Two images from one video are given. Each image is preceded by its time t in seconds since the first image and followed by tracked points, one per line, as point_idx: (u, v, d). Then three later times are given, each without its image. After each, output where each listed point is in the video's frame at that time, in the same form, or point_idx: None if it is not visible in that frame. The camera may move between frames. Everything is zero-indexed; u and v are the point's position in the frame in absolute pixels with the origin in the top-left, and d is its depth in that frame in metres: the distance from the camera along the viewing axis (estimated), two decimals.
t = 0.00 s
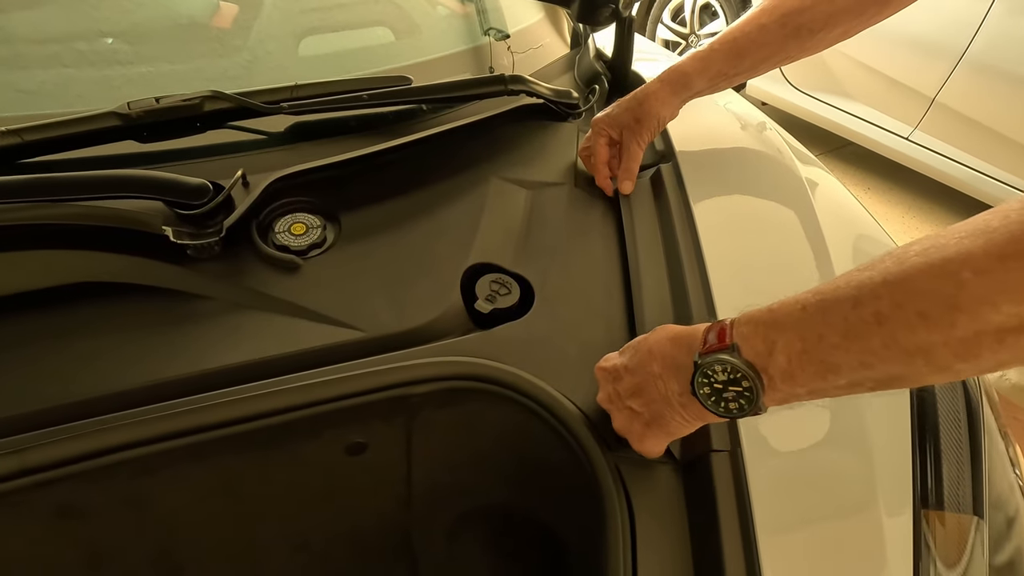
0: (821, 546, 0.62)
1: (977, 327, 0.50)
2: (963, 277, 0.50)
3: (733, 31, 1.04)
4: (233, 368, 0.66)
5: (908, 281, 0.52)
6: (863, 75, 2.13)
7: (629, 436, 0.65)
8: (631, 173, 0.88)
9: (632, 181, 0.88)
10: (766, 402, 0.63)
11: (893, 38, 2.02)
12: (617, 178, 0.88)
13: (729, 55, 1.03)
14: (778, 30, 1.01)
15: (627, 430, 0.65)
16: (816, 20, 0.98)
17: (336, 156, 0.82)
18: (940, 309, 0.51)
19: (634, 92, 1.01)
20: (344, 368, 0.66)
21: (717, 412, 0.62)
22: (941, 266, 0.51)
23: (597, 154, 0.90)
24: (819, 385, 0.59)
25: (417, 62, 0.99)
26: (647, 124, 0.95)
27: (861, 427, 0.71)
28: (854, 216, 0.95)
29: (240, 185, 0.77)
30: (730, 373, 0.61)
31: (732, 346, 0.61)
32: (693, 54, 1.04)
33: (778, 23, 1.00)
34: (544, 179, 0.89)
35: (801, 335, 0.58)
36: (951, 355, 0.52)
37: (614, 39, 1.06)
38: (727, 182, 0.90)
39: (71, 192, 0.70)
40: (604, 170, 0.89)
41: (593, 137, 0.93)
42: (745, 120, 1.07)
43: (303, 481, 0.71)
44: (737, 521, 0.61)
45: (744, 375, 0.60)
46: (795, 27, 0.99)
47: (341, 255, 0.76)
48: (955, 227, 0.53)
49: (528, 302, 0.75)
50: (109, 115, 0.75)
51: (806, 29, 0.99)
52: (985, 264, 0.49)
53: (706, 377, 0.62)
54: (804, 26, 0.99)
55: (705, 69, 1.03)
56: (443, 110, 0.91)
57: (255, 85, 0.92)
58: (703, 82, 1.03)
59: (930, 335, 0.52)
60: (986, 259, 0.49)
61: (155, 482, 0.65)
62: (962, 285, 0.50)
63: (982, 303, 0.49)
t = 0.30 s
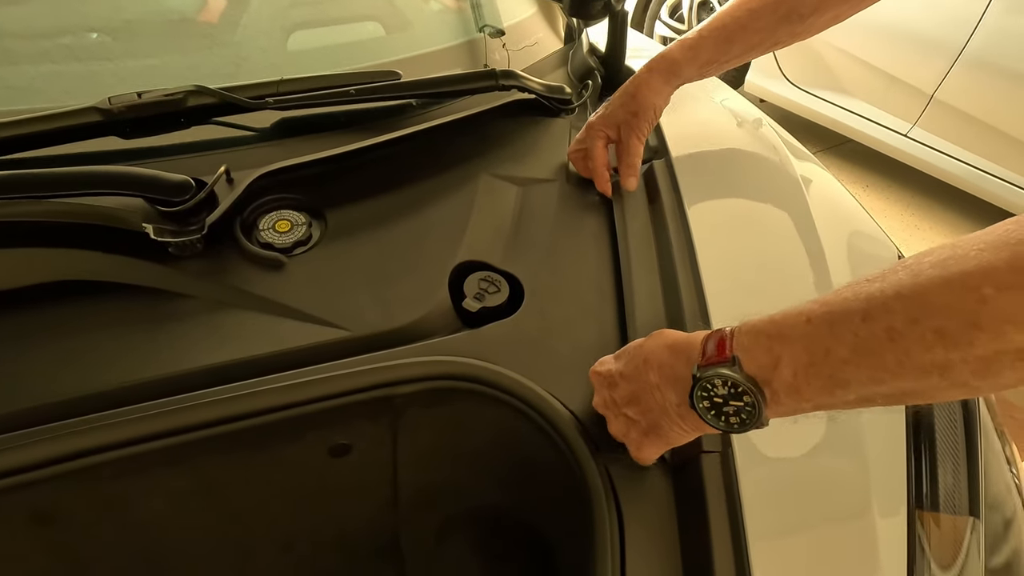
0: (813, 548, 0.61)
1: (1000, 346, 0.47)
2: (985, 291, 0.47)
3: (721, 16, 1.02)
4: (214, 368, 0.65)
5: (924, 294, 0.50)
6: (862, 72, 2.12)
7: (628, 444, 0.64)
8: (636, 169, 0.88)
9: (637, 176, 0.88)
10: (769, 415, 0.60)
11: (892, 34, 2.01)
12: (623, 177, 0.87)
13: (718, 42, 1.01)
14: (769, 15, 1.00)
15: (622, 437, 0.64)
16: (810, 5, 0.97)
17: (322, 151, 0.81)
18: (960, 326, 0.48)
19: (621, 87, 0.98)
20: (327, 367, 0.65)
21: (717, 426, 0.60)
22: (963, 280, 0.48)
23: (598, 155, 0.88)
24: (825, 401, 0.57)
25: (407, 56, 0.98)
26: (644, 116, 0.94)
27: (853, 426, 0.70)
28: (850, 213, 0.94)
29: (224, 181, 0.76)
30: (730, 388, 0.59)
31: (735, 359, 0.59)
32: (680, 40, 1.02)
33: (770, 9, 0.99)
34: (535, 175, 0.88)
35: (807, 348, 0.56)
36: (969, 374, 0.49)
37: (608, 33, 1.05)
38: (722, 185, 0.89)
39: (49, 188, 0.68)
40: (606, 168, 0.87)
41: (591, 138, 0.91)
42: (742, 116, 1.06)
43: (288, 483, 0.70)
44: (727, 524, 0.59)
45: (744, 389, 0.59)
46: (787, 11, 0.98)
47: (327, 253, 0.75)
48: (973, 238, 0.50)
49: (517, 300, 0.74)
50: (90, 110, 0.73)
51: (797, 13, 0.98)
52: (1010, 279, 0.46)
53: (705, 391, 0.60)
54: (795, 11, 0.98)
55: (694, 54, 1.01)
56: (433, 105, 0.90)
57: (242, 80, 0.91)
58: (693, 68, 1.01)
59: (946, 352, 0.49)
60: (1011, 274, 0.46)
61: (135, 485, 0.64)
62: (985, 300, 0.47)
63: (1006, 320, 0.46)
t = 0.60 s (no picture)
0: (811, 534, 0.61)
1: (982, 327, 0.48)
2: (966, 276, 0.48)
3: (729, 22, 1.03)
4: (218, 356, 0.65)
5: (911, 280, 0.51)
6: (863, 66, 2.12)
7: (628, 436, 0.64)
8: (631, 163, 0.88)
9: (631, 170, 0.88)
10: (763, 403, 0.61)
11: (893, 28, 2.01)
12: (616, 169, 0.87)
13: (726, 46, 1.02)
14: (774, 18, 1.00)
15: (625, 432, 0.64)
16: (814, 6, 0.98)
17: (325, 142, 0.82)
18: (944, 310, 0.49)
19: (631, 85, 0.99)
20: (331, 355, 0.66)
21: (714, 415, 0.61)
22: (947, 266, 0.50)
23: (596, 144, 0.88)
24: (820, 386, 0.57)
25: (408, 49, 0.98)
26: (648, 113, 0.94)
27: (851, 414, 0.70)
28: (849, 203, 0.93)
29: (228, 171, 0.77)
30: (724, 379, 0.60)
31: (729, 351, 0.60)
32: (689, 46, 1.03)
33: (774, 12, 1.00)
34: (536, 167, 0.88)
35: (800, 337, 0.57)
36: (955, 357, 0.51)
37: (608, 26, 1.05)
38: (719, 177, 0.89)
39: (53, 178, 0.69)
40: (604, 161, 0.87)
41: (591, 128, 0.92)
42: (743, 110, 1.05)
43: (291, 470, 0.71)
44: (727, 509, 0.60)
45: (738, 379, 0.59)
46: (792, 14, 1.00)
47: (330, 243, 0.75)
48: (958, 225, 0.51)
49: (518, 290, 0.75)
50: (94, 101, 0.74)
51: (804, 16, 0.99)
52: (991, 264, 0.48)
53: (700, 381, 0.61)
54: (801, 13, 0.99)
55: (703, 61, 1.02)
56: (434, 97, 0.90)
57: (244, 73, 0.92)
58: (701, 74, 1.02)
59: (932, 336, 0.50)
60: (992, 259, 0.48)
61: (141, 470, 0.64)
62: (967, 284, 0.48)
63: (989, 303, 0.48)
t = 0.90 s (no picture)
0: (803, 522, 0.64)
1: (980, 324, 0.52)
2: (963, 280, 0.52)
3: (733, 35, 1.06)
4: (229, 349, 0.68)
5: (912, 283, 0.54)
6: (863, 65, 2.13)
7: (645, 434, 0.65)
8: (630, 161, 0.90)
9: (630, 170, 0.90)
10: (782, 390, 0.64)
11: (893, 27, 2.03)
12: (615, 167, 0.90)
13: (727, 57, 1.04)
14: (776, 28, 1.03)
15: (642, 429, 0.66)
16: (814, 17, 1.01)
17: (330, 141, 0.84)
18: (944, 310, 0.53)
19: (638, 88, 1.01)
20: (339, 348, 0.68)
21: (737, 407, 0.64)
22: (945, 270, 0.53)
23: (597, 142, 0.91)
24: (831, 375, 0.61)
25: (412, 50, 1.00)
26: (650, 117, 0.96)
27: (839, 406, 0.72)
28: (841, 201, 0.94)
29: (237, 170, 0.79)
30: (748, 379, 0.62)
31: (746, 353, 0.62)
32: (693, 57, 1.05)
33: (775, 22, 1.03)
34: (536, 165, 0.90)
35: (812, 335, 0.60)
36: (954, 349, 0.54)
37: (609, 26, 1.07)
38: (716, 175, 0.89)
39: (73, 176, 0.72)
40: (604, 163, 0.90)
41: (594, 127, 0.94)
42: (741, 109, 1.06)
43: (299, 460, 0.73)
44: (720, 498, 0.62)
45: (761, 378, 0.62)
46: (792, 23, 1.02)
47: (336, 239, 0.77)
48: (954, 228, 0.55)
49: (520, 285, 0.77)
50: (107, 102, 0.77)
51: (802, 27, 1.02)
52: (985, 267, 0.51)
53: (724, 382, 0.63)
54: (801, 22, 1.02)
55: (708, 71, 1.03)
56: (437, 97, 0.93)
57: (250, 74, 0.94)
58: (706, 82, 1.03)
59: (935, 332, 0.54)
60: (986, 263, 0.51)
61: (155, 459, 0.67)
62: (965, 285, 0.52)
63: (985, 302, 0.51)
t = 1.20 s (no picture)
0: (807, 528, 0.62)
1: (1004, 325, 0.50)
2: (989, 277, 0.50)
3: (733, 28, 1.04)
4: (221, 347, 0.66)
5: (934, 280, 0.52)
6: (869, 61, 2.11)
7: (645, 428, 0.64)
8: (626, 156, 0.89)
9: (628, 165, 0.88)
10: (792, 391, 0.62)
11: (900, 22, 2.00)
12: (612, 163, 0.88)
13: (727, 49, 1.02)
14: (777, 22, 1.01)
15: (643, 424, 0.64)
16: (817, 11, 0.99)
17: (326, 136, 0.83)
18: (967, 309, 0.51)
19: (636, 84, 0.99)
20: (333, 346, 0.67)
21: (742, 405, 0.62)
22: (969, 267, 0.51)
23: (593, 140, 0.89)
24: (846, 375, 0.59)
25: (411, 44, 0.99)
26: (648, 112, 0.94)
27: (844, 405, 0.70)
28: (847, 198, 0.92)
29: (230, 165, 0.77)
30: (757, 373, 0.61)
31: (757, 346, 0.61)
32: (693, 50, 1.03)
33: (776, 16, 1.01)
34: (536, 161, 0.89)
35: (826, 332, 0.58)
36: (978, 350, 0.52)
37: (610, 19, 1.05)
38: (720, 170, 0.88)
39: (62, 172, 0.69)
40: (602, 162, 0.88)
41: (591, 124, 0.92)
42: (745, 104, 1.04)
43: (292, 460, 0.72)
44: (721, 501, 0.61)
45: (771, 373, 0.60)
46: (794, 18, 1.00)
47: (330, 235, 0.76)
48: (980, 224, 0.52)
49: (517, 283, 0.75)
50: (98, 96, 0.75)
51: (804, 21, 1.00)
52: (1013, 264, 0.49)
53: (731, 375, 0.61)
54: (802, 16, 1.00)
55: (707, 65, 1.01)
56: (436, 92, 0.91)
57: (246, 67, 0.92)
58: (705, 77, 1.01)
59: (958, 332, 0.52)
60: (1013, 261, 0.49)
61: (146, 459, 0.66)
62: (993, 280, 0.50)
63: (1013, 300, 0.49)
